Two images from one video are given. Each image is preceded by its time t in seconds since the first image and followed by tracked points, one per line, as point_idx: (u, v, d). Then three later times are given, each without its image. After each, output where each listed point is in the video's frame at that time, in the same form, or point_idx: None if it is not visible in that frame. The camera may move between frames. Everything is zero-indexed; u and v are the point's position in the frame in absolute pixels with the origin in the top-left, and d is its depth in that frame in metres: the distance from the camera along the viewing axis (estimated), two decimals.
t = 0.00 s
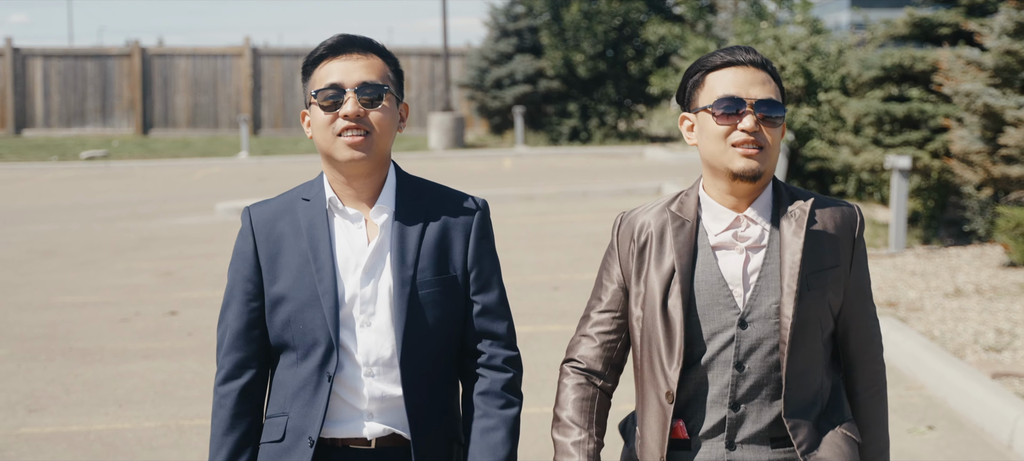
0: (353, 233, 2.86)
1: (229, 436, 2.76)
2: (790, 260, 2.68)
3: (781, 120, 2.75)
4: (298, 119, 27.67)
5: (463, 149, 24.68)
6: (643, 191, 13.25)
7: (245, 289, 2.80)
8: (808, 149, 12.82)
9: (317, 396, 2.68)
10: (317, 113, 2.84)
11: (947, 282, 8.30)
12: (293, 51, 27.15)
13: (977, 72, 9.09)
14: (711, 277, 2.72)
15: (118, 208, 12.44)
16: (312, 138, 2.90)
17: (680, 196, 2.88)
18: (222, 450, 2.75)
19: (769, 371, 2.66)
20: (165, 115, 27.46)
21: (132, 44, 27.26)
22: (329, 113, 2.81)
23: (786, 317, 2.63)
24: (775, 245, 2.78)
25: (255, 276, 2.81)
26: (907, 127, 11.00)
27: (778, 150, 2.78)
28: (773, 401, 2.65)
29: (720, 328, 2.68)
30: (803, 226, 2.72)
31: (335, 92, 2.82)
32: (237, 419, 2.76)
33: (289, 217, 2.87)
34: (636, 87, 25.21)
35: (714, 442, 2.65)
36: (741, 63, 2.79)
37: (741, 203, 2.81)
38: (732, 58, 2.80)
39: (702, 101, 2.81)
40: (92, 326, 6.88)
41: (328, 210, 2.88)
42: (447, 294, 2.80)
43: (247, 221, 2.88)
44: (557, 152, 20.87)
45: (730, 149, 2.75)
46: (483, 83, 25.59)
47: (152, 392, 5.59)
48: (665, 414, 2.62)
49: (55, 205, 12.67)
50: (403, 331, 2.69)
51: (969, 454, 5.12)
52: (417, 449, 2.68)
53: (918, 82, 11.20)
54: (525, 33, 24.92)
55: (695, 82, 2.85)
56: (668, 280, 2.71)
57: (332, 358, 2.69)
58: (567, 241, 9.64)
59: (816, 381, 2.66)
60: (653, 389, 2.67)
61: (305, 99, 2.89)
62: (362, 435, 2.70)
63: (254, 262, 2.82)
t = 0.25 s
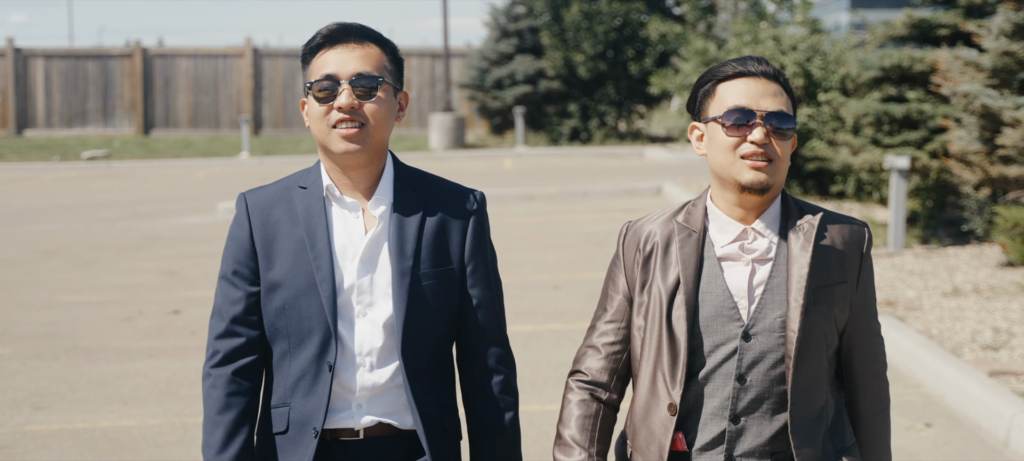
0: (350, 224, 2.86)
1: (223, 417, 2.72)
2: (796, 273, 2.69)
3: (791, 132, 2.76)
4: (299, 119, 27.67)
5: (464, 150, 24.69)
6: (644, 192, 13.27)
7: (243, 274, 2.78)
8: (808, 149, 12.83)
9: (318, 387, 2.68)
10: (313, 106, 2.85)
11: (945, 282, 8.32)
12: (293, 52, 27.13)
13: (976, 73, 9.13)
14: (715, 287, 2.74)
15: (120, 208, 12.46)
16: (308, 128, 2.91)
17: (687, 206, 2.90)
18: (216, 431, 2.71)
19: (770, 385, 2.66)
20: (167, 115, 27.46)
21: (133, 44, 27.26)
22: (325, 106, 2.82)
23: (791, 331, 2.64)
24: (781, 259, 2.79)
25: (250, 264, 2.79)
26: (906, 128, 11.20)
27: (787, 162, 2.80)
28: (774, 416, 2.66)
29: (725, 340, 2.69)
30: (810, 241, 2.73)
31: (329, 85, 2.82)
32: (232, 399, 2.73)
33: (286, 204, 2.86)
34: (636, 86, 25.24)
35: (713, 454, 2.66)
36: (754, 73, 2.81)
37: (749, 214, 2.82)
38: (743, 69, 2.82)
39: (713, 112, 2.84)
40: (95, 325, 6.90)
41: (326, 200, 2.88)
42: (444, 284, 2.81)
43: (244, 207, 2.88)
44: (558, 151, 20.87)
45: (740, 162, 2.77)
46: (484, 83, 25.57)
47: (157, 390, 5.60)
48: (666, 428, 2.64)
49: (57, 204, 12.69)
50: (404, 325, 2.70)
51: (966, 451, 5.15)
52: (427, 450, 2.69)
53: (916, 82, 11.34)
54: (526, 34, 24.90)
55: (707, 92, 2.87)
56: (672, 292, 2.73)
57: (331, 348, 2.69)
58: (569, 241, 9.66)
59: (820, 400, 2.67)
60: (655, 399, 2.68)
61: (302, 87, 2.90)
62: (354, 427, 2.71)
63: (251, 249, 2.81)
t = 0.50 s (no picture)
0: (346, 229, 2.79)
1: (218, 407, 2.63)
2: (798, 276, 2.69)
3: (797, 136, 2.77)
4: (300, 119, 27.68)
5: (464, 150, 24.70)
6: (644, 192, 13.29)
7: (234, 273, 2.71)
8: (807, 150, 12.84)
9: (315, 394, 2.61)
10: (309, 106, 2.80)
11: (943, 281, 8.35)
12: (294, 52, 27.13)
13: (973, 74, 9.18)
14: (717, 290, 2.74)
15: (121, 208, 12.47)
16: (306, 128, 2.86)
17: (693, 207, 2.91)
18: (209, 416, 2.62)
19: (771, 390, 2.66)
20: (168, 115, 27.47)
21: (134, 44, 27.26)
22: (319, 106, 2.77)
23: (792, 334, 2.64)
24: (784, 263, 2.80)
25: (245, 262, 2.73)
26: (904, 129, 11.27)
27: (793, 167, 2.81)
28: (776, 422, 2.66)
29: (726, 343, 2.69)
30: (814, 244, 2.73)
31: (326, 86, 2.77)
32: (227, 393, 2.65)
33: (279, 205, 2.80)
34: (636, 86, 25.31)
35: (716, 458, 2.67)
36: (764, 75, 2.83)
37: (753, 215, 2.83)
38: (754, 69, 2.83)
39: (720, 112, 2.85)
40: (98, 324, 6.91)
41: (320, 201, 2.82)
42: (441, 294, 2.74)
43: (238, 206, 2.81)
44: (558, 152, 20.89)
45: (745, 164, 2.79)
46: (484, 84, 25.50)
47: (160, 389, 5.62)
48: (666, 430, 2.64)
49: (58, 204, 12.68)
50: (400, 327, 2.63)
51: (962, 450, 5.16)
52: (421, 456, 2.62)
53: (914, 83, 11.41)
54: (526, 34, 24.88)
55: (715, 92, 2.89)
56: (673, 294, 2.73)
57: (328, 353, 2.62)
58: (571, 240, 9.68)
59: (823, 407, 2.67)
60: (655, 401, 2.68)
61: (301, 85, 2.85)
62: (344, 434, 2.63)
63: (244, 248, 2.74)
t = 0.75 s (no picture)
0: (345, 239, 2.76)
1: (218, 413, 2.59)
2: (793, 271, 2.70)
3: (796, 131, 2.78)
4: (301, 119, 27.73)
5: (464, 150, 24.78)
6: (643, 191, 13.33)
7: (231, 282, 2.68)
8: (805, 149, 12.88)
9: (314, 405, 2.59)
10: (309, 116, 2.78)
11: (939, 280, 8.39)
12: (295, 53, 27.18)
13: (970, 74, 9.25)
14: (711, 284, 2.76)
15: (123, 207, 12.48)
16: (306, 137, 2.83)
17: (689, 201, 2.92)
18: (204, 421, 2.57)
19: (766, 382, 2.67)
20: (169, 116, 27.50)
21: (135, 44, 27.28)
22: (318, 117, 2.74)
23: (786, 326, 2.64)
24: (778, 257, 2.81)
25: (243, 271, 2.70)
26: (901, 128, 11.37)
27: (793, 161, 2.82)
28: (774, 415, 2.67)
29: (721, 338, 2.71)
30: (808, 237, 2.74)
31: (325, 97, 2.75)
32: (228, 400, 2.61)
33: (278, 212, 2.76)
34: (636, 87, 25.39)
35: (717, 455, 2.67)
36: (763, 69, 2.82)
37: (750, 209, 2.84)
38: (755, 62, 2.83)
39: (719, 106, 2.85)
40: (101, 322, 6.93)
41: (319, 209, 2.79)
42: (440, 305, 2.71)
43: (237, 213, 2.77)
44: (558, 152, 20.95)
45: (741, 159, 2.80)
46: (484, 84, 25.71)
47: (164, 386, 5.64)
48: (658, 423, 2.67)
49: (59, 204, 12.71)
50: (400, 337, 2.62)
51: (958, 445, 5.20)
52: None
53: (912, 83, 11.51)
54: (526, 34, 24.96)
55: (714, 85, 2.89)
56: (667, 288, 2.74)
57: (327, 365, 2.59)
58: (572, 240, 9.71)
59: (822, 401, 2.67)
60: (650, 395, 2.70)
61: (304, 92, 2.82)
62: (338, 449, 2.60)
63: (242, 254, 2.71)
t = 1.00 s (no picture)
0: (349, 249, 2.75)
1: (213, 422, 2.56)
2: (789, 263, 2.71)
3: (791, 121, 2.78)
4: (301, 119, 27.72)
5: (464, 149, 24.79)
6: (643, 190, 13.37)
7: (233, 289, 2.66)
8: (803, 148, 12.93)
9: (315, 414, 2.58)
10: (313, 125, 2.77)
11: (936, 277, 8.43)
12: (295, 53, 27.18)
13: (966, 74, 9.29)
14: (708, 275, 2.78)
15: (125, 207, 12.50)
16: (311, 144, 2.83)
17: (683, 192, 2.96)
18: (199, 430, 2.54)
19: (767, 372, 2.69)
20: (170, 115, 27.51)
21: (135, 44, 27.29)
22: (321, 126, 2.73)
23: (785, 318, 2.66)
24: (774, 249, 2.82)
25: (245, 278, 2.67)
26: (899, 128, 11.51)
27: (787, 153, 2.82)
28: (776, 408, 2.69)
29: (718, 331, 2.72)
30: (803, 227, 2.76)
31: (327, 107, 2.73)
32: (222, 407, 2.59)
33: (282, 220, 2.75)
34: (635, 87, 25.40)
35: (718, 448, 2.67)
36: (757, 59, 2.83)
37: (745, 200, 2.85)
38: (750, 54, 2.84)
39: (714, 97, 2.86)
40: (104, 320, 6.95)
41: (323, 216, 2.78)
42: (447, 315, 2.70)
43: (240, 220, 2.76)
44: (558, 152, 20.92)
45: (736, 150, 2.80)
46: (484, 84, 25.70)
47: (168, 382, 5.66)
48: (651, 419, 2.67)
49: (60, 203, 12.72)
50: (405, 347, 2.61)
51: (953, 439, 5.23)
52: None
53: (909, 82, 11.62)
54: (526, 34, 24.99)
55: (709, 77, 2.90)
56: (664, 280, 2.76)
57: (329, 373, 2.57)
58: (574, 238, 9.74)
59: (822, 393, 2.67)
60: (646, 388, 2.71)
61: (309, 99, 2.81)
62: None
63: (245, 261, 2.69)
